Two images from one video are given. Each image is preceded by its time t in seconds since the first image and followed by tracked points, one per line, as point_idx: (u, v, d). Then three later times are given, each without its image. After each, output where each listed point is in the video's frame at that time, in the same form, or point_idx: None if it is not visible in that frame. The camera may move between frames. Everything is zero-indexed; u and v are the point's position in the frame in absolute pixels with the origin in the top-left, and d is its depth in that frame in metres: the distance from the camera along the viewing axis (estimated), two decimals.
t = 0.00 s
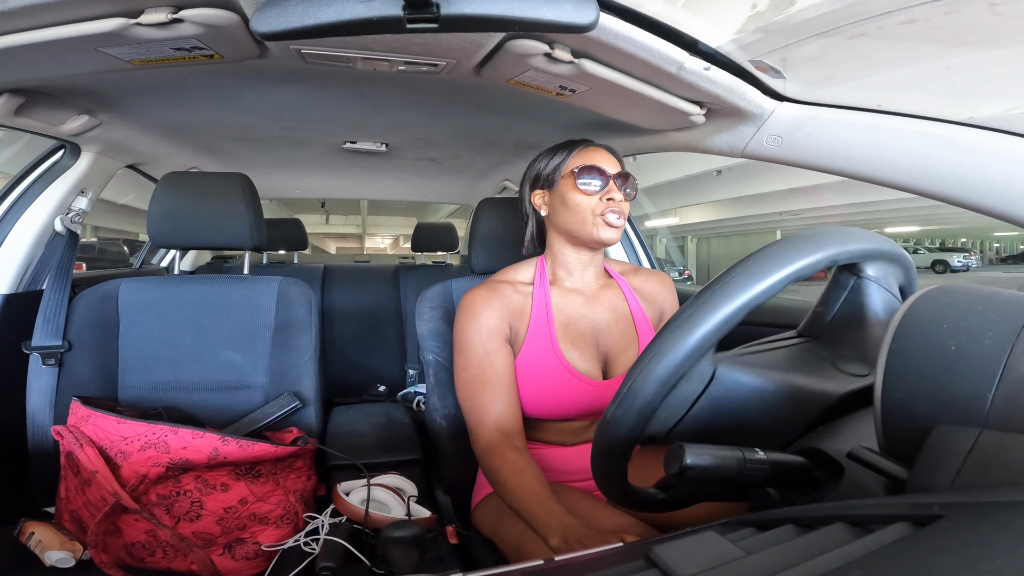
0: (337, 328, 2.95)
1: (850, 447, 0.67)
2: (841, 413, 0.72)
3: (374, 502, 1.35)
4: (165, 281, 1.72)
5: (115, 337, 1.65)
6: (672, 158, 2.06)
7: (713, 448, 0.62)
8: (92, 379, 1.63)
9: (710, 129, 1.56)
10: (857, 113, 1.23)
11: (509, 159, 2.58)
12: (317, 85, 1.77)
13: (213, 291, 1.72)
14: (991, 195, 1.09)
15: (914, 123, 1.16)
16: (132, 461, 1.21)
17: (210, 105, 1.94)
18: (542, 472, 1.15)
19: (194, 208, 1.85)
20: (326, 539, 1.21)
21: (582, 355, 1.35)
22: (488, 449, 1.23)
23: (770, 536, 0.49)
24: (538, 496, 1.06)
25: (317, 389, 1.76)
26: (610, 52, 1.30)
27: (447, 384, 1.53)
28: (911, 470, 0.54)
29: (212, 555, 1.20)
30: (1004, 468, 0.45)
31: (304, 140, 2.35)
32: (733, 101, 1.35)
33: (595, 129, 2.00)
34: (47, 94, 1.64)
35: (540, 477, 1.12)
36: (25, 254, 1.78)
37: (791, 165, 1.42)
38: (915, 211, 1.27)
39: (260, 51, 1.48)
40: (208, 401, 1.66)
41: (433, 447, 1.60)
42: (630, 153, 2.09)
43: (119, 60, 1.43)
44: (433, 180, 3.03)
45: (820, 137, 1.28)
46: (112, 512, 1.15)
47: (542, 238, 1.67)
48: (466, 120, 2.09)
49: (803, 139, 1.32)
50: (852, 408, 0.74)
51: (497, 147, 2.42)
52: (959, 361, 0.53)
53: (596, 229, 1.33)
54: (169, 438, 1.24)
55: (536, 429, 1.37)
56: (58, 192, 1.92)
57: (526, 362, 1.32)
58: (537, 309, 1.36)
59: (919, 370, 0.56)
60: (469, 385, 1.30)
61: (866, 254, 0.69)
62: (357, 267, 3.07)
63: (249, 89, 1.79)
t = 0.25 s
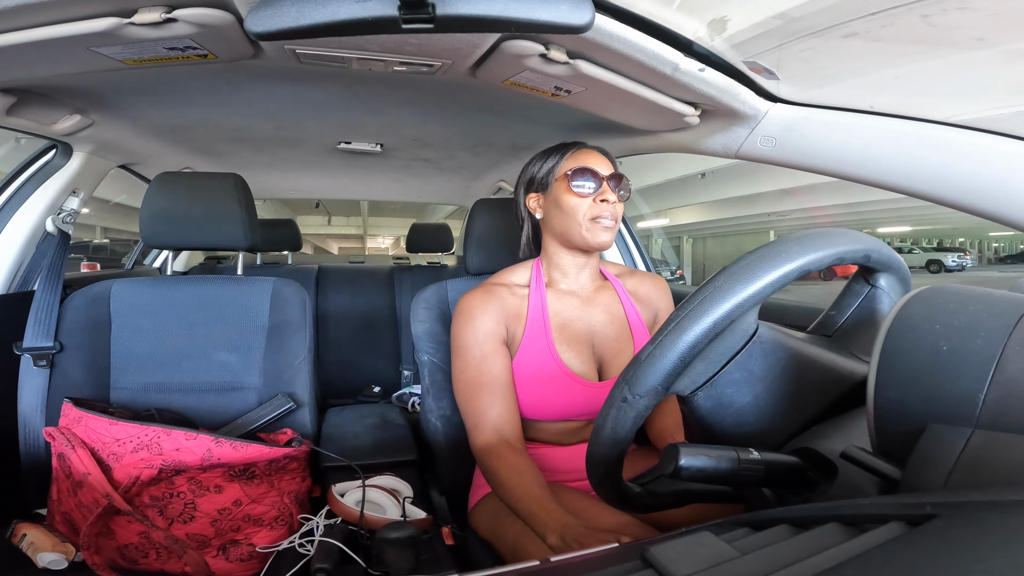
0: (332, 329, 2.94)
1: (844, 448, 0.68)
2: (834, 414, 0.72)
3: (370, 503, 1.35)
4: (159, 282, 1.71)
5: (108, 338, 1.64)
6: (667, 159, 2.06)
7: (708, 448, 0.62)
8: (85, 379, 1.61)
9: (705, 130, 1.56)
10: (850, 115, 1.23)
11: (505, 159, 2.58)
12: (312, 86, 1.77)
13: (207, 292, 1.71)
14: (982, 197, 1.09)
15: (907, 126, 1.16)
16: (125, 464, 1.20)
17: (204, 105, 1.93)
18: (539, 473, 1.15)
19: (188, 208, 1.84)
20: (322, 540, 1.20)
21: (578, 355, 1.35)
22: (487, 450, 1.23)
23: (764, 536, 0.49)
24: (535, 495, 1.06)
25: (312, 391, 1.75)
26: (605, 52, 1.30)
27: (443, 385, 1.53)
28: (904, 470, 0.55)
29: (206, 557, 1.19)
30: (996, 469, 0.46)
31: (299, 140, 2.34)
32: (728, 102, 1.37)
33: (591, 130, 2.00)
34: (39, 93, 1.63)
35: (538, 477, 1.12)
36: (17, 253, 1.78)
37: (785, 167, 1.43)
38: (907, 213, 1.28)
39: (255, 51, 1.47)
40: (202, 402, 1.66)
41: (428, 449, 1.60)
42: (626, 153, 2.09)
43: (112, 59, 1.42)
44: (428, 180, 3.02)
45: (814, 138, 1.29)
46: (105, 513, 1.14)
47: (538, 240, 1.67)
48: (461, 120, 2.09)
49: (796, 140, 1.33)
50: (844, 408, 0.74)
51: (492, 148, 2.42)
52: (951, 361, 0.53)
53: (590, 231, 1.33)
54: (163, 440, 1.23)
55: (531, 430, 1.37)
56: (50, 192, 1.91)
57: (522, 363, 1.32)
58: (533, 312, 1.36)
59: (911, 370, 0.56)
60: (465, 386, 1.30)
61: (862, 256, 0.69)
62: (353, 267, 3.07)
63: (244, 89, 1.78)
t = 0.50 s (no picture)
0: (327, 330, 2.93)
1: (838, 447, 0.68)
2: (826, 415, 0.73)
3: (365, 504, 1.35)
4: (152, 283, 1.71)
5: (101, 339, 1.63)
6: (662, 160, 2.07)
7: (702, 447, 0.62)
8: (77, 381, 1.60)
9: (700, 130, 1.57)
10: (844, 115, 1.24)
11: (500, 160, 2.58)
12: (307, 86, 1.77)
13: (201, 292, 1.70)
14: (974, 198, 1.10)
15: (899, 126, 1.16)
16: (118, 465, 1.20)
17: (198, 105, 1.93)
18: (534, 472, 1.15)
19: (182, 209, 1.83)
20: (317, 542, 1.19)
21: (572, 356, 1.35)
22: (479, 451, 1.22)
23: (760, 535, 0.49)
24: (530, 494, 1.05)
25: (307, 392, 1.74)
26: (601, 53, 1.31)
27: (438, 386, 1.53)
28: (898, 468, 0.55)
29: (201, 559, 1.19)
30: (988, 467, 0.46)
31: (294, 140, 2.34)
32: (722, 102, 1.37)
33: (586, 130, 2.00)
34: (31, 93, 1.62)
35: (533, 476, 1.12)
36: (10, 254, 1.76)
37: (779, 167, 1.44)
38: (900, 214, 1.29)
39: (249, 51, 1.47)
40: (196, 403, 1.65)
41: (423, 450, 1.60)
42: (621, 154, 2.10)
43: (106, 59, 1.42)
44: (423, 180, 3.02)
45: (808, 139, 1.29)
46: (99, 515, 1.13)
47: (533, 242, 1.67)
48: (456, 120, 2.09)
49: (791, 141, 1.33)
50: (836, 410, 0.74)
51: (488, 148, 2.42)
52: (944, 360, 0.54)
53: (583, 235, 1.34)
54: (157, 442, 1.23)
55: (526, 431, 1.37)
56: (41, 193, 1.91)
57: (517, 364, 1.32)
58: (527, 313, 1.36)
59: (904, 369, 0.56)
60: (460, 387, 1.29)
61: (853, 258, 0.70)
62: (347, 268, 3.06)
63: (238, 88, 1.78)
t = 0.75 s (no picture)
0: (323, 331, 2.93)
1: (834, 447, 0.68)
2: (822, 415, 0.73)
3: (362, 504, 1.35)
4: (147, 283, 1.70)
5: (96, 340, 1.63)
6: (659, 161, 2.07)
7: (699, 447, 0.62)
8: (73, 381, 1.60)
9: (696, 131, 1.57)
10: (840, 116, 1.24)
11: (497, 160, 2.58)
12: (304, 86, 1.76)
13: (197, 293, 1.70)
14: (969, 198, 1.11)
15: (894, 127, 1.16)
16: (113, 466, 1.19)
17: (194, 105, 1.92)
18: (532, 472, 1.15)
19: (178, 209, 1.83)
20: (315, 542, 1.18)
21: (569, 357, 1.36)
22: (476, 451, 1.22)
23: (757, 535, 0.49)
24: (528, 494, 1.05)
25: (303, 393, 1.74)
26: (598, 53, 1.31)
27: (435, 387, 1.53)
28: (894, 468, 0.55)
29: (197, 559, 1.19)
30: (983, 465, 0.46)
31: (290, 140, 2.33)
32: (719, 103, 1.37)
33: (583, 130, 2.01)
34: (27, 93, 1.61)
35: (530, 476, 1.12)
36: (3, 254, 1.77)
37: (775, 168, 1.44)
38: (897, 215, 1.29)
39: (246, 51, 1.47)
40: (191, 404, 1.64)
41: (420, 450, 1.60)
42: (617, 154, 2.10)
43: (101, 59, 1.41)
44: (420, 181, 3.02)
45: (804, 140, 1.30)
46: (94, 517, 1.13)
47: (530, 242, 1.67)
48: (453, 121, 2.09)
49: (787, 141, 1.34)
50: (831, 410, 0.75)
51: (484, 149, 2.42)
52: (938, 360, 0.54)
53: (577, 235, 1.34)
54: (151, 442, 1.22)
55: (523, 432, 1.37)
56: (36, 193, 1.90)
57: (513, 364, 1.32)
58: (524, 314, 1.36)
59: (899, 369, 0.56)
60: (457, 388, 1.29)
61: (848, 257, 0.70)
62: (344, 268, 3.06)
63: (234, 88, 1.77)
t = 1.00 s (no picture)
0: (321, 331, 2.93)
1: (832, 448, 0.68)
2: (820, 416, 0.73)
3: (360, 505, 1.35)
4: (146, 283, 1.70)
5: (94, 340, 1.62)
6: (657, 162, 2.07)
7: (697, 447, 0.62)
8: (70, 382, 1.59)
9: (695, 131, 1.58)
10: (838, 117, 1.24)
11: (495, 160, 2.57)
12: (302, 86, 1.76)
13: (195, 293, 1.70)
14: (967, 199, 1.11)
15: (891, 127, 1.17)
16: (111, 466, 1.19)
17: (192, 105, 1.92)
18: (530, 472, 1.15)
19: (176, 209, 1.83)
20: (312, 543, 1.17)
21: (568, 357, 1.36)
22: (474, 451, 1.22)
23: (755, 534, 0.49)
24: (526, 494, 1.06)
25: (302, 393, 1.74)
26: (596, 53, 1.31)
27: (433, 387, 1.52)
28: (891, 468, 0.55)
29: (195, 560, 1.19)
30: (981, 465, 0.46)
31: (288, 140, 2.33)
32: (717, 104, 1.38)
33: (581, 131, 2.01)
34: (24, 92, 1.61)
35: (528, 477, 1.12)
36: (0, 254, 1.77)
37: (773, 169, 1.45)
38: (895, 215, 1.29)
39: (244, 51, 1.46)
40: (189, 404, 1.64)
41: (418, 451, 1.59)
42: (616, 154, 2.10)
43: (99, 59, 1.41)
44: (418, 181, 3.02)
45: (802, 140, 1.30)
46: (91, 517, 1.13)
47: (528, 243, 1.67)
48: (452, 121, 2.09)
49: (785, 142, 1.34)
50: (829, 411, 0.75)
51: (483, 149, 2.42)
52: (935, 360, 0.54)
53: (575, 236, 1.34)
54: (150, 443, 1.22)
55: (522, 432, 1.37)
56: (34, 194, 1.90)
57: (512, 364, 1.32)
58: (522, 315, 1.36)
59: (897, 370, 0.56)
60: (456, 388, 1.29)
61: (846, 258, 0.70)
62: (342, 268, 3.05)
63: (232, 88, 1.77)
